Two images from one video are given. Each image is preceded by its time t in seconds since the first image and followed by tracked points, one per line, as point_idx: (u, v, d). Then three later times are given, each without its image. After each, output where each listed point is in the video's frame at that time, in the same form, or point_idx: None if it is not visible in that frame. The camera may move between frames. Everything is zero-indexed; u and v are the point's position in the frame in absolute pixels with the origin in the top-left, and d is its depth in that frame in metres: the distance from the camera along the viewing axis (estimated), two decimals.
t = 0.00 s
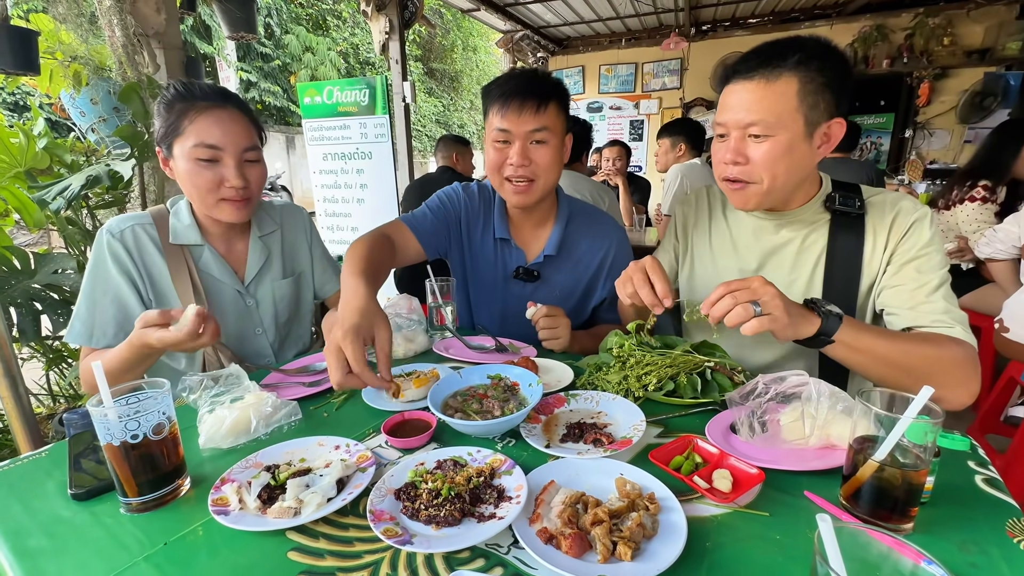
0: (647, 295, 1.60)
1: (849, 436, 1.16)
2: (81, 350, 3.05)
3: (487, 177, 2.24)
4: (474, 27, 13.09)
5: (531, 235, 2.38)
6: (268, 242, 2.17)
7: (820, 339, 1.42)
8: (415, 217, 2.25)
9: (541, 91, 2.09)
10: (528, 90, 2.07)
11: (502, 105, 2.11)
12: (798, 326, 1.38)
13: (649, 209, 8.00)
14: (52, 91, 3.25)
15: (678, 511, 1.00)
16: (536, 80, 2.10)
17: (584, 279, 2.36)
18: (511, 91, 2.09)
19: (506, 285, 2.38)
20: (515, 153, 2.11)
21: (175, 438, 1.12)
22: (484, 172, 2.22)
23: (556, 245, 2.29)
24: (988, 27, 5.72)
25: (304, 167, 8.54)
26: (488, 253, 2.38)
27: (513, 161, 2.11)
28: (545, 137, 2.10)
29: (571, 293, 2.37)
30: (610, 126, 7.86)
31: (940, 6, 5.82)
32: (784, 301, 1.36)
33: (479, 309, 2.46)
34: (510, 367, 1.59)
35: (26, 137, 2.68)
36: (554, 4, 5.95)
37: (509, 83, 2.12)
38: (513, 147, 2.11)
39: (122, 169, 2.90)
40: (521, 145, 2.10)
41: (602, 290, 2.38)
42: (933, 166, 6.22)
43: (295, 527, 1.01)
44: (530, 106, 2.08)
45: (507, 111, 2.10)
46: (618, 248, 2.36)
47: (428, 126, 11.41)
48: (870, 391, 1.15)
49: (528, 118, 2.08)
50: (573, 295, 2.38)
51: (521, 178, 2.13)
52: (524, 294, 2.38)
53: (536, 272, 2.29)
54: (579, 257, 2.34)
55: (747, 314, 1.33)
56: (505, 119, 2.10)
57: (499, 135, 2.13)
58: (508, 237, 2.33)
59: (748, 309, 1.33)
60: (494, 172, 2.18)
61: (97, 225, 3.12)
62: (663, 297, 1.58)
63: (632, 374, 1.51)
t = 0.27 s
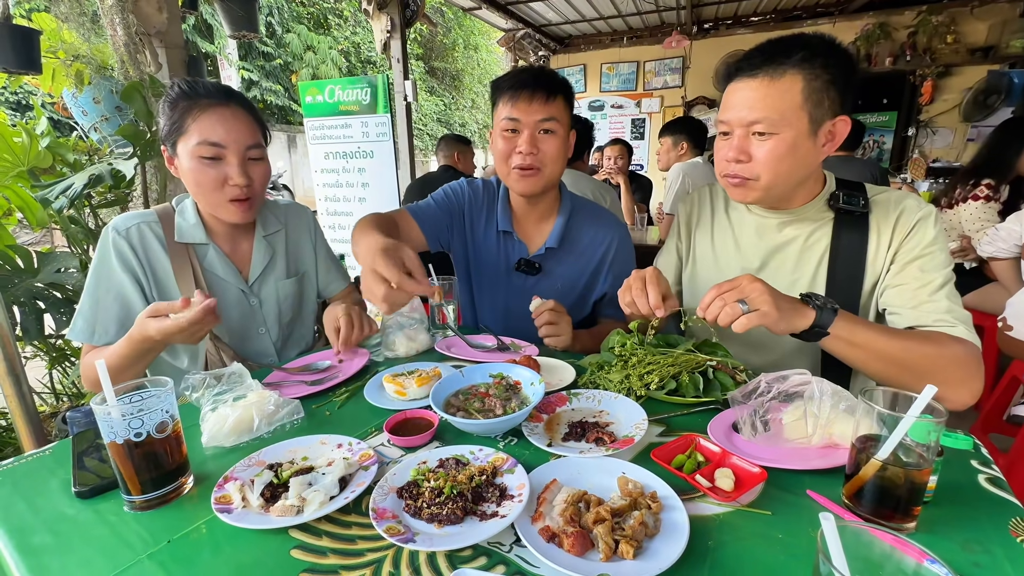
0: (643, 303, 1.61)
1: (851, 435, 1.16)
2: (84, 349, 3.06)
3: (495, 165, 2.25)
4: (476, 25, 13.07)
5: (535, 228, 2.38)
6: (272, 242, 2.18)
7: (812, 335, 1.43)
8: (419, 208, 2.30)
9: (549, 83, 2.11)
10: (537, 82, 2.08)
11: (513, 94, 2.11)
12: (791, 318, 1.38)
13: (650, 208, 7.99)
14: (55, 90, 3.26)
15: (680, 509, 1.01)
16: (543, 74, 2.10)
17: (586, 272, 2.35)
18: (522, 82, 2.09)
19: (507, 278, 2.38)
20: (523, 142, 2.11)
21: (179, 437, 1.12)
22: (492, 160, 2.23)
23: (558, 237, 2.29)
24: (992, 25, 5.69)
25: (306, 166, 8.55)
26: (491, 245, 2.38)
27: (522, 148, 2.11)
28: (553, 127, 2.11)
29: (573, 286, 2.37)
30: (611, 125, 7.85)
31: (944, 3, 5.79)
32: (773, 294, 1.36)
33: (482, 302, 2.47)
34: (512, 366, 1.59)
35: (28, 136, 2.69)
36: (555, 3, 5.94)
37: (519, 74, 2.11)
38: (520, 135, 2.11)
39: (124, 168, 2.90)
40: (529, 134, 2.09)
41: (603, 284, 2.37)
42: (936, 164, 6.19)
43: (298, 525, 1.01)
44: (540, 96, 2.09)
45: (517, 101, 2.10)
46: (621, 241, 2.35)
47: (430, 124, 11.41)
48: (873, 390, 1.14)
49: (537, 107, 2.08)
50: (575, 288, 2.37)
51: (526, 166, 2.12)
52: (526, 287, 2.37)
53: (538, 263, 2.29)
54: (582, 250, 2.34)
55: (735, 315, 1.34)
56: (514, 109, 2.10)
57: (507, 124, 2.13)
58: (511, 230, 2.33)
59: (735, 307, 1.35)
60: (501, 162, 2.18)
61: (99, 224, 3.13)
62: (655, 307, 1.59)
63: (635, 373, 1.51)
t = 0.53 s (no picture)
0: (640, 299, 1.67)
1: (854, 433, 1.16)
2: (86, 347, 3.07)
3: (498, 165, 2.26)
4: (477, 23, 13.05)
5: (538, 225, 2.39)
6: (278, 240, 2.18)
7: (803, 327, 1.43)
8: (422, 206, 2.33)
9: (555, 84, 2.10)
10: (541, 85, 2.07)
11: (515, 98, 2.10)
12: (781, 310, 1.38)
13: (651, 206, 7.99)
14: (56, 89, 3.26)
15: (683, 506, 1.01)
16: (547, 75, 2.09)
17: (589, 269, 2.35)
18: (524, 84, 2.08)
19: (509, 273, 2.38)
20: (525, 145, 2.11)
21: (183, 434, 1.12)
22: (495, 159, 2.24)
23: (561, 233, 2.29)
24: (995, 22, 5.67)
25: (307, 164, 8.55)
26: (494, 240, 2.38)
27: (523, 152, 2.11)
28: (556, 131, 2.10)
29: (575, 283, 2.37)
30: (612, 123, 7.84)
31: None
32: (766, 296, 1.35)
33: (485, 298, 2.46)
34: (515, 364, 1.59)
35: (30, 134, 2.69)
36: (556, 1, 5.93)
37: (522, 76, 2.10)
38: (523, 138, 2.11)
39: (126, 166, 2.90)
40: (532, 138, 2.09)
41: (606, 280, 2.37)
42: (938, 162, 6.18)
43: (302, 522, 1.01)
44: (542, 100, 2.08)
45: (520, 104, 2.09)
46: (624, 238, 2.35)
47: (430, 123, 11.42)
48: (876, 388, 1.14)
49: (540, 112, 2.08)
50: (577, 285, 2.37)
51: (530, 167, 2.12)
52: (528, 283, 2.38)
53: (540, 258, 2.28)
54: (584, 247, 2.34)
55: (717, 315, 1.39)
56: (517, 112, 2.10)
57: (511, 127, 2.13)
58: (514, 226, 2.33)
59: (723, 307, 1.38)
60: (505, 162, 2.19)
61: (101, 222, 3.13)
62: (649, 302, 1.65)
63: (637, 371, 1.52)
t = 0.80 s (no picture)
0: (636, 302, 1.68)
1: (856, 432, 1.15)
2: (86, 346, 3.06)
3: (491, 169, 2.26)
4: (477, 20, 13.01)
5: (533, 226, 2.37)
6: (281, 240, 2.17)
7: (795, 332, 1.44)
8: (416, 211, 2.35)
9: (546, 85, 2.07)
10: (530, 89, 2.05)
11: (505, 102, 2.10)
12: (775, 315, 1.37)
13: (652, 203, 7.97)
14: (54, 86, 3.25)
15: (683, 507, 1.00)
16: (540, 77, 2.07)
17: (585, 271, 2.34)
18: (512, 89, 2.08)
19: (506, 275, 2.38)
20: (516, 150, 2.10)
21: (179, 434, 1.12)
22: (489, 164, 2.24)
23: (557, 235, 2.28)
24: (997, 17, 5.64)
25: (307, 162, 8.54)
26: (490, 241, 2.38)
27: (514, 158, 2.11)
28: (546, 136, 2.08)
29: (572, 284, 2.35)
30: (613, 119, 7.82)
31: None
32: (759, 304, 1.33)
33: (482, 299, 2.45)
34: (514, 362, 1.58)
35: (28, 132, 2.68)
36: None
37: (512, 78, 2.09)
38: (513, 143, 2.11)
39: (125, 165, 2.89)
40: (521, 143, 2.09)
41: (602, 284, 2.36)
42: (940, 158, 6.15)
43: (299, 522, 1.00)
44: (531, 104, 2.06)
45: (509, 108, 2.08)
46: (622, 238, 2.34)
47: (431, 120, 11.40)
48: (878, 387, 1.13)
49: (529, 117, 2.06)
50: (575, 286, 2.36)
51: (521, 172, 2.12)
52: (524, 285, 2.37)
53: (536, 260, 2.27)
54: (582, 247, 2.33)
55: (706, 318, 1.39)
56: (507, 117, 2.09)
57: (501, 132, 2.13)
58: (510, 227, 2.33)
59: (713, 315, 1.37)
60: (497, 167, 2.20)
61: (100, 220, 3.12)
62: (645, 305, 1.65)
63: (637, 369, 1.51)
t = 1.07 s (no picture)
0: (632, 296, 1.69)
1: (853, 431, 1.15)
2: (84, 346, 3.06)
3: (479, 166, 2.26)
4: (476, 18, 12.99)
5: (524, 231, 2.37)
6: (286, 242, 2.16)
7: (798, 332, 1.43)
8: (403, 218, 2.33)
9: (536, 81, 2.09)
10: (521, 82, 2.08)
11: (497, 95, 2.12)
12: (778, 314, 1.37)
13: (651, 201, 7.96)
14: (50, 86, 3.23)
15: (680, 506, 1.00)
16: (533, 72, 2.09)
17: (580, 276, 2.35)
18: (504, 80, 2.10)
19: (498, 280, 2.36)
20: (501, 145, 2.10)
21: (175, 435, 1.12)
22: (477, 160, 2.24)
23: (548, 241, 2.29)
24: (996, 14, 5.64)
25: (305, 161, 8.52)
26: (481, 247, 2.37)
27: (499, 153, 2.10)
28: (533, 130, 2.08)
29: (566, 288, 2.36)
30: (612, 117, 7.82)
31: None
32: (761, 308, 1.33)
33: (476, 303, 2.43)
34: (511, 362, 1.58)
35: (24, 131, 2.67)
36: None
37: (505, 71, 2.12)
38: (500, 137, 2.11)
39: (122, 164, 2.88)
40: (509, 136, 2.09)
41: (596, 290, 2.38)
42: (939, 155, 6.14)
43: (295, 523, 1.00)
44: (521, 97, 2.09)
45: (498, 101, 2.11)
46: (615, 242, 2.35)
47: (429, 118, 11.39)
48: (875, 386, 1.13)
49: (517, 110, 2.08)
50: (568, 290, 2.36)
51: (506, 167, 2.11)
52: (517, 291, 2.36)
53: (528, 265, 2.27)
54: (574, 251, 2.34)
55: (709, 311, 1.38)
56: (496, 110, 2.12)
57: (489, 125, 2.14)
58: (501, 232, 2.33)
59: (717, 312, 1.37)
60: (484, 162, 2.21)
61: (98, 220, 3.12)
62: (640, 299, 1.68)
63: (635, 368, 1.50)
